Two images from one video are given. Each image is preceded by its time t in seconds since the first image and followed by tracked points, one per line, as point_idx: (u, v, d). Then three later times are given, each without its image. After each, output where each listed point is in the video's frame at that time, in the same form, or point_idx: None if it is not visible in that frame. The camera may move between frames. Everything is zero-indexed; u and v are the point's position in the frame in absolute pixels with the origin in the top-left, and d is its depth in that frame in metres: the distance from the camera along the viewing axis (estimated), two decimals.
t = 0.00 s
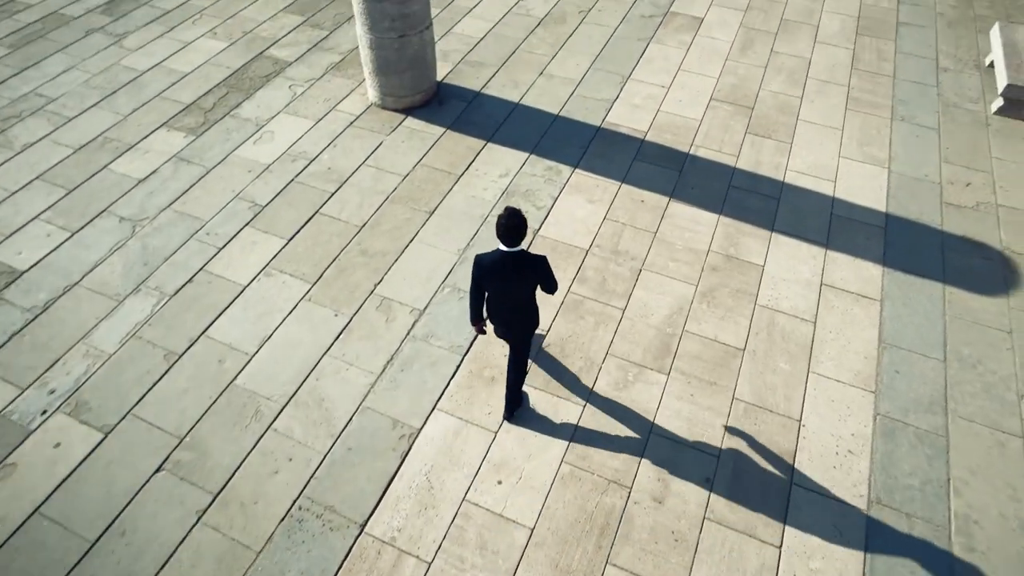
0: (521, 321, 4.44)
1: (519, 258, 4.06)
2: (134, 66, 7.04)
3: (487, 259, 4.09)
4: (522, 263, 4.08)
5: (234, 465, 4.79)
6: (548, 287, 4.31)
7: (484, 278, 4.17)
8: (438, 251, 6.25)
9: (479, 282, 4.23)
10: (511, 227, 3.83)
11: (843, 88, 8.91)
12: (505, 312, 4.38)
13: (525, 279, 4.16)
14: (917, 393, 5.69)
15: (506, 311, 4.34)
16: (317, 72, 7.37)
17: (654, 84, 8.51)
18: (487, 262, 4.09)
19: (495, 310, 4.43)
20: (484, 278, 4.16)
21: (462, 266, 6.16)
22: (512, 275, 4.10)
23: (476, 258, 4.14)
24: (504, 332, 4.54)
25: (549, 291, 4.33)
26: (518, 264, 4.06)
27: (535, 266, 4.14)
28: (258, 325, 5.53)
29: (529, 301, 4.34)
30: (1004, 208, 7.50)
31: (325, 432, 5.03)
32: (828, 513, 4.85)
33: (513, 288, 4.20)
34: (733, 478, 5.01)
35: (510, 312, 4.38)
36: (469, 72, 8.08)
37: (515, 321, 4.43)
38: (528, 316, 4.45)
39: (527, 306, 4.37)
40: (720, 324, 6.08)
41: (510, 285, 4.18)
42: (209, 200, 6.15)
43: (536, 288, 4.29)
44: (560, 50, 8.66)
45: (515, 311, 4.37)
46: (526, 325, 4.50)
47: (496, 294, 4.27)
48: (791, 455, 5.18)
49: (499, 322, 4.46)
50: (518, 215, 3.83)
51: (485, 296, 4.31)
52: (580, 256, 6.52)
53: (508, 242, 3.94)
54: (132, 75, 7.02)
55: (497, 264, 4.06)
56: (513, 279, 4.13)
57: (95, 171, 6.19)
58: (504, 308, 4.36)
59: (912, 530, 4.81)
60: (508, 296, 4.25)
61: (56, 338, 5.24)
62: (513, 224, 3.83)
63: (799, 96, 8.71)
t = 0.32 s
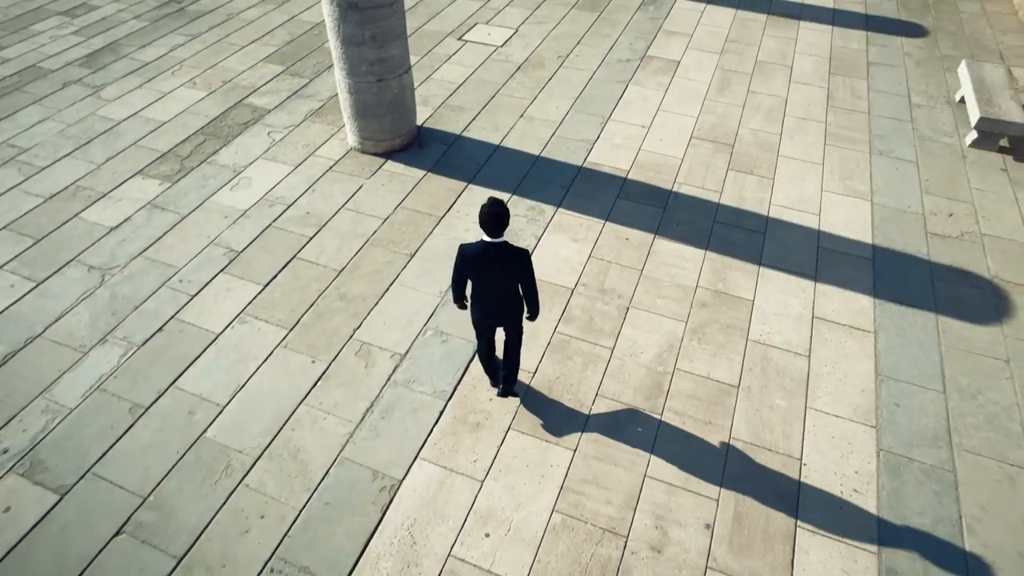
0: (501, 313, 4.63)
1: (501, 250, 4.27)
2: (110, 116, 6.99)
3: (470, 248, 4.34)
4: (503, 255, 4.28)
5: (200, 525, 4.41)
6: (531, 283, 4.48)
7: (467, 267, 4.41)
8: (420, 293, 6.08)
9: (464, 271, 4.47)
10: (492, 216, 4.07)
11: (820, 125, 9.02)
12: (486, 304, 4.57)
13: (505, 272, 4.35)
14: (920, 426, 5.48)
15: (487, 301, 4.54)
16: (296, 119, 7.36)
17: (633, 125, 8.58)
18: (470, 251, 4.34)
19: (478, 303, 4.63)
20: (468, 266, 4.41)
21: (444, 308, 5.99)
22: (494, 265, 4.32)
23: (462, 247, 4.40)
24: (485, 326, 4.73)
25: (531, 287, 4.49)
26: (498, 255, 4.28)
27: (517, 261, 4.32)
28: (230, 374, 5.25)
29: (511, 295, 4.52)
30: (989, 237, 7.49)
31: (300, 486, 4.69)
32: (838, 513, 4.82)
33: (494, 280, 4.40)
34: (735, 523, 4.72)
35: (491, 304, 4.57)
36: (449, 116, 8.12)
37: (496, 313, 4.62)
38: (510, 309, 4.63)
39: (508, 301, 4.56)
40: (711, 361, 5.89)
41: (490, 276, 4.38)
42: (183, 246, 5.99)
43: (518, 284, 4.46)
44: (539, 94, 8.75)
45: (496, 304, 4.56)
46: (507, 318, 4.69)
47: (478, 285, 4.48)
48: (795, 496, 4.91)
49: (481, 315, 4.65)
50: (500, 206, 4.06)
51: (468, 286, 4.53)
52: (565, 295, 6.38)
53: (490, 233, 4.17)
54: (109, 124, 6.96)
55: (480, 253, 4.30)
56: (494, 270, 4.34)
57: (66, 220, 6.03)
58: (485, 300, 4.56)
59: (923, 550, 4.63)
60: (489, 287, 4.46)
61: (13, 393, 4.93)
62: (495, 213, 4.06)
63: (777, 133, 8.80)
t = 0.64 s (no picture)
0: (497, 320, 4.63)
1: (501, 255, 4.32)
2: (101, 163, 6.97)
3: (470, 254, 4.36)
4: (503, 260, 4.33)
5: None
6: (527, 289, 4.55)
7: (466, 273, 4.41)
8: (410, 337, 5.91)
9: (462, 278, 4.47)
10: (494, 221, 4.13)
11: (811, 167, 9.07)
12: (483, 310, 4.57)
13: (503, 278, 4.38)
14: (935, 469, 5.22)
15: (484, 308, 4.54)
16: (287, 164, 7.36)
17: (625, 168, 8.62)
18: (470, 257, 4.36)
19: (473, 311, 4.61)
20: (466, 273, 4.41)
21: (435, 353, 5.80)
22: (494, 271, 4.34)
23: (461, 254, 4.40)
24: (480, 336, 4.69)
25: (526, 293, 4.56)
26: (498, 260, 4.32)
27: (516, 265, 4.38)
28: (210, 422, 4.99)
29: (507, 300, 4.56)
30: (989, 274, 7.39)
31: (279, 542, 4.36)
32: (852, 521, 4.80)
33: (492, 286, 4.41)
34: None
35: (488, 311, 4.57)
36: (441, 161, 8.14)
37: (492, 320, 4.63)
38: (505, 316, 4.65)
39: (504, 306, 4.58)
40: (713, 404, 5.66)
41: (489, 283, 4.39)
42: (168, 291, 5.84)
43: (514, 290, 4.51)
44: (531, 139, 8.82)
45: (492, 311, 4.57)
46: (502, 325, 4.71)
47: (476, 291, 4.48)
48: (808, 547, 4.60)
49: (476, 323, 4.62)
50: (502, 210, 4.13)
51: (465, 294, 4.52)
52: (560, 338, 6.20)
53: (491, 238, 4.21)
54: (99, 170, 6.94)
55: (480, 258, 4.33)
56: (492, 276, 4.36)
57: (48, 265, 5.90)
58: (481, 307, 4.56)
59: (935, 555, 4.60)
60: (487, 293, 4.47)
61: None
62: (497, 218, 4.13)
63: (769, 174, 8.83)
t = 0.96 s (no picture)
0: (506, 311, 4.82)
1: (508, 245, 4.53)
2: (100, 199, 6.97)
3: (479, 246, 4.57)
4: (510, 250, 4.54)
5: None
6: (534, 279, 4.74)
7: (475, 264, 4.63)
8: (407, 372, 5.73)
9: (472, 271, 4.67)
10: (499, 214, 4.31)
11: (813, 203, 9.03)
12: (492, 302, 4.78)
13: (510, 268, 4.59)
14: (959, 511, 4.93)
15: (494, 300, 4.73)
16: (287, 201, 7.35)
17: (626, 205, 8.59)
18: (479, 249, 4.57)
19: (485, 301, 4.82)
20: (476, 264, 4.63)
21: (432, 389, 5.62)
22: (501, 261, 4.55)
23: (470, 247, 4.61)
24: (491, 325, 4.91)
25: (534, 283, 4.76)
26: (505, 250, 4.53)
27: (523, 257, 4.58)
28: (196, 460, 4.78)
29: (516, 292, 4.75)
30: (1001, 309, 7.22)
31: None
32: (862, 521, 4.82)
33: (501, 277, 4.62)
34: None
35: (497, 302, 4.77)
36: (441, 197, 8.12)
37: (501, 310, 4.83)
38: (514, 308, 4.84)
39: (513, 298, 4.77)
40: (722, 442, 5.42)
41: (498, 273, 4.61)
42: (160, 325, 5.72)
43: (523, 279, 4.70)
44: (532, 176, 8.84)
45: (502, 302, 4.77)
46: (512, 318, 4.88)
47: (486, 282, 4.69)
48: None
49: (487, 313, 4.85)
50: (507, 202, 4.32)
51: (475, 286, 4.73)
52: (562, 373, 6.01)
53: (498, 228, 4.42)
54: (97, 206, 6.93)
55: (488, 249, 4.54)
56: (501, 266, 4.57)
57: (39, 299, 5.81)
58: (491, 298, 4.76)
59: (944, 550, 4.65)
60: (495, 285, 4.67)
61: None
62: (503, 211, 4.31)
63: (771, 210, 8.78)
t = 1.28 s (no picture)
0: (509, 326, 4.82)
1: (509, 256, 4.65)
2: (97, 237, 6.94)
3: (480, 259, 4.66)
4: (511, 261, 4.65)
5: None
6: (535, 290, 4.83)
7: (477, 278, 4.70)
8: (403, 411, 5.54)
9: (474, 285, 4.73)
10: (500, 224, 4.48)
11: (815, 241, 8.97)
12: (494, 316, 4.80)
13: (512, 279, 4.67)
14: (986, 557, 4.65)
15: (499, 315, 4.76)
16: (285, 239, 7.32)
17: (627, 243, 8.54)
18: (480, 262, 4.67)
19: (488, 319, 4.84)
20: (477, 277, 4.70)
21: (429, 429, 5.41)
22: (502, 273, 4.63)
23: (471, 260, 4.70)
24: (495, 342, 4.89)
25: (535, 295, 4.85)
26: (507, 261, 4.63)
27: (524, 268, 4.69)
28: (180, 502, 4.54)
29: (518, 304, 4.80)
30: (1013, 346, 7.03)
31: None
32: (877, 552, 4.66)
33: (503, 288, 4.68)
34: None
35: (500, 316, 4.79)
36: (441, 236, 8.09)
37: (505, 325, 4.83)
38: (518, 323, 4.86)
39: (515, 311, 4.81)
40: (731, 483, 5.17)
41: (500, 285, 4.68)
42: (149, 363, 5.58)
43: (524, 292, 4.77)
44: (531, 217, 8.84)
45: (505, 316, 4.79)
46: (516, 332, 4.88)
47: (488, 296, 4.74)
48: None
49: (491, 328, 4.86)
50: (505, 212, 4.50)
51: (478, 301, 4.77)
52: (563, 412, 5.79)
53: (498, 238, 4.55)
54: (94, 244, 6.90)
55: (490, 261, 4.64)
56: (502, 277, 4.65)
57: (27, 336, 5.69)
58: (494, 312, 4.79)
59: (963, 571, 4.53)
60: (498, 297, 4.72)
61: None
62: (503, 220, 4.48)
63: (773, 248, 8.72)
